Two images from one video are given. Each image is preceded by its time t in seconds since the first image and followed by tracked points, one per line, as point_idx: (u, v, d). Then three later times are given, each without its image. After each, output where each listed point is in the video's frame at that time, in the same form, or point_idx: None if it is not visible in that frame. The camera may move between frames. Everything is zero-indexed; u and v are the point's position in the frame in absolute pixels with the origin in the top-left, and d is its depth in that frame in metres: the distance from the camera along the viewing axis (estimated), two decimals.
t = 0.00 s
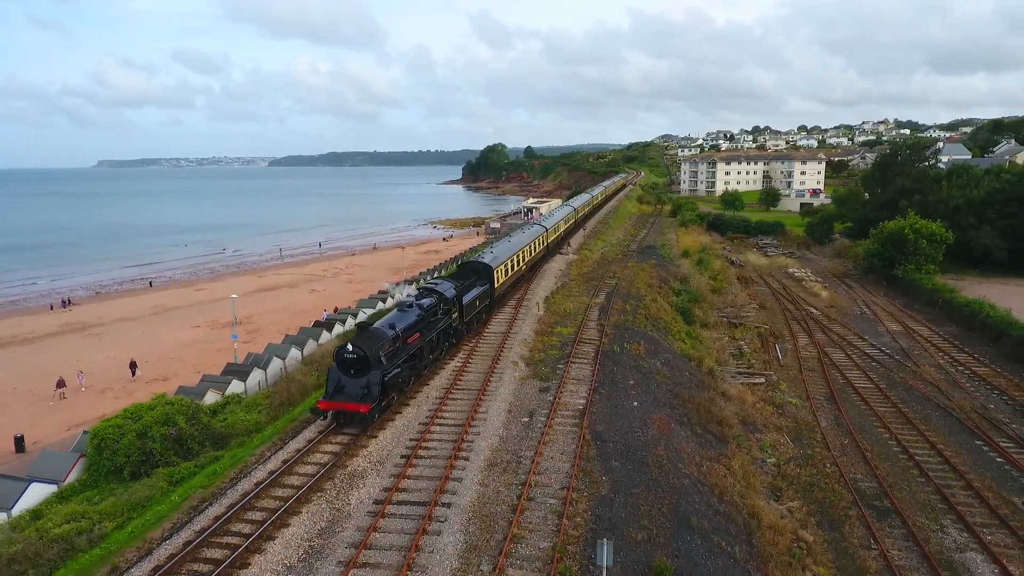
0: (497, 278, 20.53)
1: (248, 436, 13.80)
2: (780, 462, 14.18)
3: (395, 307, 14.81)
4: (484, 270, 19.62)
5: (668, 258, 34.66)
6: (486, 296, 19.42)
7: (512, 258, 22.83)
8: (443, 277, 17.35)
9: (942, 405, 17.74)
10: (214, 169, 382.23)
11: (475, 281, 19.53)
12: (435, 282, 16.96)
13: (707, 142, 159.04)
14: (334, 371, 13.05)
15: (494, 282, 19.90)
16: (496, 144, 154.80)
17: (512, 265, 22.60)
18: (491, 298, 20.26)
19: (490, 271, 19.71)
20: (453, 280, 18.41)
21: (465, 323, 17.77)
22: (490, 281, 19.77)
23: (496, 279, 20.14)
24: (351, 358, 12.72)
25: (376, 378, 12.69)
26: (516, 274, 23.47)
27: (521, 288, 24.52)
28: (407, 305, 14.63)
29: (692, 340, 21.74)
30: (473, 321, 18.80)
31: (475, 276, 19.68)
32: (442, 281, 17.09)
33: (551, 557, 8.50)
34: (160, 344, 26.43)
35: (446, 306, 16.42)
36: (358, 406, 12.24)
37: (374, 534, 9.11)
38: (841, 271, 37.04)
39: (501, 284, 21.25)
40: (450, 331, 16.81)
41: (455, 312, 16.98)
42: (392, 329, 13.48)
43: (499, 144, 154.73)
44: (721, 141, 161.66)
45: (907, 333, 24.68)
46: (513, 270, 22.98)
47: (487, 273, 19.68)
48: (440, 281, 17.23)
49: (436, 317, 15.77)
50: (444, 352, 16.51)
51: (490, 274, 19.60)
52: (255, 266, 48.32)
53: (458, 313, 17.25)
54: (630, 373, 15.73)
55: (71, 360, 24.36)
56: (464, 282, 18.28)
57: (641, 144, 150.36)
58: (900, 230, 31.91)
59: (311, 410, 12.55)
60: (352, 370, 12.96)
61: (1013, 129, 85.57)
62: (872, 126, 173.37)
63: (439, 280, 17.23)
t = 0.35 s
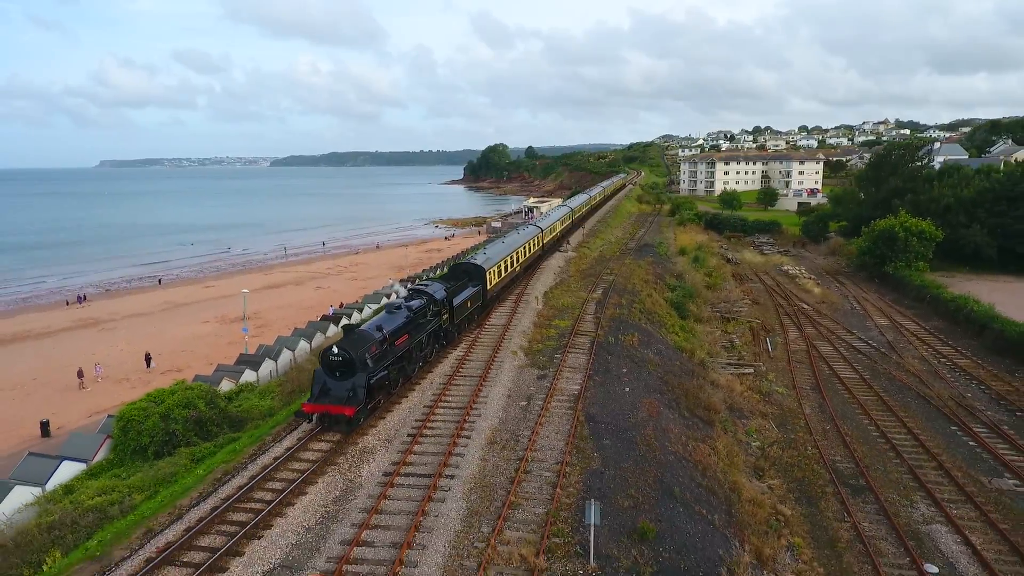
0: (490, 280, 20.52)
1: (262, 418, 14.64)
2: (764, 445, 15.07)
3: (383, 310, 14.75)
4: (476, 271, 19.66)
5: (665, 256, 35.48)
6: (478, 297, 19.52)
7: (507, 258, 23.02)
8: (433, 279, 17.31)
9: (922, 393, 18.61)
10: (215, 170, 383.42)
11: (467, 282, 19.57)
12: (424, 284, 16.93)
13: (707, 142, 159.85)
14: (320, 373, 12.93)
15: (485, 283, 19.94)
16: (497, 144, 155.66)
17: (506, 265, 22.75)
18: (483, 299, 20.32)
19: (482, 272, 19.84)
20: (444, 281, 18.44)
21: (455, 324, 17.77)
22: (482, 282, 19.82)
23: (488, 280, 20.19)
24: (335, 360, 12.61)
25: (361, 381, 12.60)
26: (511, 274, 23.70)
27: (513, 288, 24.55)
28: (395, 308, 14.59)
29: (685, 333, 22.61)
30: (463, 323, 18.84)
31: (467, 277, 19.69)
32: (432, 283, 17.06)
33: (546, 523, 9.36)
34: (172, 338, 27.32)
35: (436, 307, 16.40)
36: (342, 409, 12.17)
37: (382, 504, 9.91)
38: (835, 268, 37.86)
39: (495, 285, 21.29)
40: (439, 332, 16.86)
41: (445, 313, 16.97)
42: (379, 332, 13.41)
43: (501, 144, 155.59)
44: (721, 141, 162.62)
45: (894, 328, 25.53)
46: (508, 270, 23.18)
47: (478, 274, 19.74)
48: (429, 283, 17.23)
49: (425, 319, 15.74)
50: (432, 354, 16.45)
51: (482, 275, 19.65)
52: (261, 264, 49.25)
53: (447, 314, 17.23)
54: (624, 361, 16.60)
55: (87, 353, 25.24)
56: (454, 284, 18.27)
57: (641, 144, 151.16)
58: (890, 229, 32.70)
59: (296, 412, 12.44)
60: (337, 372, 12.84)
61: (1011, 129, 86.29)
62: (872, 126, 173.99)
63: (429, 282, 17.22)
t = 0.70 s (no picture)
0: (484, 280, 20.68)
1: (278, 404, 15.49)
2: (753, 429, 15.90)
3: (373, 311, 14.69)
4: (471, 273, 19.86)
5: (665, 254, 36.25)
6: (472, 298, 19.69)
7: (502, 259, 23.19)
8: (426, 281, 17.34)
9: (908, 384, 19.40)
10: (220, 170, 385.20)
11: (462, 283, 19.77)
12: (417, 286, 16.97)
13: (710, 142, 160.38)
14: (307, 377, 12.79)
15: (480, 284, 20.14)
16: (501, 144, 156.52)
17: (501, 266, 22.95)
18: (477, 300, 20.46)
19: (477, 274, 20.03)
20: (439, 283, 18.51)
21: (448, 326, 17.78)
22: (477, 284, 20.04)
23: (483, 281, 20.42)
24: (323, 363, 12.45)
25: (349, 383, 12.51)
26: (507, 275, 23.96)
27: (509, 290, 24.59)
28: (385, 310, 14.53)
29: (682, 328, 23.44)
30: (456, 324, 18.83)
31: (462, 278, 19.87)
32: (424, 285, 17.08)
33: (543, 494, 10.17)
34: (186, 332, 28.24)
35: (428, 309, 16.40)
36: (329, 413, 12.04)
37: (391, 479, 10.68)
38: (832, 267, 38.58)
39: (490, 286, 21.47)
40: (431, 334, 16.87)
41: (437, 315, 16.97)
42: (368, 334, 13.39)
43: (505, 144, 156.43)
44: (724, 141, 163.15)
45: (885, 323, 26.29)
46: (503, 271, 23.40)
47: (473, 275, 19.98)
48: (422, 285, 17.26)
49: (417, 320, 15.74)
50: (423, 356, 16.40)
51: (477, 276, 19.87)
52: (269, 262, 50.20)
53: (440, 316, 17.24)
54: (620, 352, 17.43)
55: (105, 345, 26.17)
56: (447, 285, 18.30)
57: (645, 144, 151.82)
58: (885, 227, 33.38)
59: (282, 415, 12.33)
60: (324, 375, 12.69)
61: (1012, 130, 86.73)
62: (876, 126, 174.18)
63: (421, 284, 17.25)
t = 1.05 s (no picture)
0: (489, 282, 20.75)
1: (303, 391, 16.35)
2: (754, 419, 16.59)
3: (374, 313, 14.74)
4: (475, 274, 19.83)
5: (675, 253, 36.86)
6: (477, 300, 19.68)
7: (508, 260, 23.21)
8: (429, 282, 17.35)
9: (908, 378, 19.95)
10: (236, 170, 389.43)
11: (466, 285, 19.77)
12: (420, 287, 17.00)
13: (724, 142, 160.09)
14: (305, 380, 12.84)
15: (485, 285, 20.23)
16: (515, 144, 157.34)
17: (507, 267, 22.90)
18: (482, 302, 20.48)
19: (482, 275, 19.95)
20: (442, 284, 18.43)
21: (451, 327, 17.78)
22: (482, 285, 20.12)
23: (487, 283, 20.50)
24: (320, 364, 12.52)
25: (346, 385, 12.50)
26: (514, 276, 24.00)
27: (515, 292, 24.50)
28: (385, 312, 14.55)
29: (690, 324, 24.11)
30: (459, 327, 18.73)
31: (466, 280, 19.89)
32: (427, 287, 17.00)
33: (552, 470, 10.95)
34: (211, 325, 29.33)
35: (430, 311, 16.32)
36: (325, 414, 12.10)
37: (409, 458, 11.48)
38: (841, 266, 38.98)
39: (494, 288, 21.52)
40: (433, 336, 16.80)
41: (440, 316, 16.97)
42: (368, 336, 13.44)
43: (518, 145, 157.23)
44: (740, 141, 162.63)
45: (891, 320, 26.77)
46: (510, 272, 23.37)
47: (478, 276, 19.92)
48: (425, 286, 17.28)
49: (418, 322, 15.70)
50: (424, 358, 16.36)
51: (482, 277, 19.94)
52: (288, 260, 51.49)
53: (443, 318, 17.23)
54: (627, 344, 18.17)
55: (135, 337, 27.33)
56: (451, 286, 18.29)
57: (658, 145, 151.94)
58: (894, 227, 33.79)
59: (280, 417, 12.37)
60: (323, 377, 12.75)
61: None
62: (893, 126, 172.80)
63: (424, 285, 17.19)
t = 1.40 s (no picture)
0: (500, 284, 20.63)
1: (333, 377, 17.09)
2: (764, 410, 17.16)
3: (382, 314, 14.68)
4: (486, 275, 19.89)
5: (694, 252, 37.32)
6: (487, 301, 19.66)
7: (522, 262, 23.12)
8: (438, 284, 17.29)
9: (920, 374, 20.35)
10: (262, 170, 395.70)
11: (477, 286, 19.83)
12: (428, 289, 16.91)
13: (748, 142, 158.93)
14: (310, 381, 12.76)
15: (496, 287, 20.14)
16: (536, 145, 158.05)
17: (521, 268, 22.79)
18: (494, 304, 20.41)
19: (493, 276, 20.01)
20: (452, 286, 18.32)
21: (461, 329, 17.68)
22: (493, 286, 20.05)
23: (499, 284, 20.41)
24: (325, 366, 12.43)
25: (351, 387, 12.41)
26: (528, 276, 23.90)
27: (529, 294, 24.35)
28: (392, 313, 14.52)
29: (706, 320, 24.65)
30: (470, 329, 18.67)
31: (477, 281, 19.97)
32: (436, 289, 17.01)
33: (567, 451, 11.68)
34: (244, 319, 30.60)
35: (438, 313, 16.29)
36: (329, 417, 11.95)
37: (432, 440, 12.23)
38: (861, 266, 39.09)
39: (506, 289, 21.40)
40: (441, 338, 16.75)
41: (448, 318, 16.90)
42: (374, 337, 13.35)
43: (540, 145, 157.88)
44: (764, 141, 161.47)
45: (908, 319, 27.02)
46: (524, 272, 23.31)
47: (489, 278, 20.01)
48: (433, 288, 17.22)
49: (425, 324, 15.67)
50: (432, 360, 16.25)
51: (493, 279, 19.86)
52: (314, 257, 52.87)
53: (451, 319, 17.13)
54: (642, 338, 18.82)
55: (173, 329, 28.67)
56: (461, 288, 18.20)
57: (681, 145, 151.43)
58: (914, 227, 33.84)
59: (285, 419, 12.31)
60: (328, 379, 12.65)
61: None
62: (921, 126, 169.94)
63: (432, 287, 17.16)
